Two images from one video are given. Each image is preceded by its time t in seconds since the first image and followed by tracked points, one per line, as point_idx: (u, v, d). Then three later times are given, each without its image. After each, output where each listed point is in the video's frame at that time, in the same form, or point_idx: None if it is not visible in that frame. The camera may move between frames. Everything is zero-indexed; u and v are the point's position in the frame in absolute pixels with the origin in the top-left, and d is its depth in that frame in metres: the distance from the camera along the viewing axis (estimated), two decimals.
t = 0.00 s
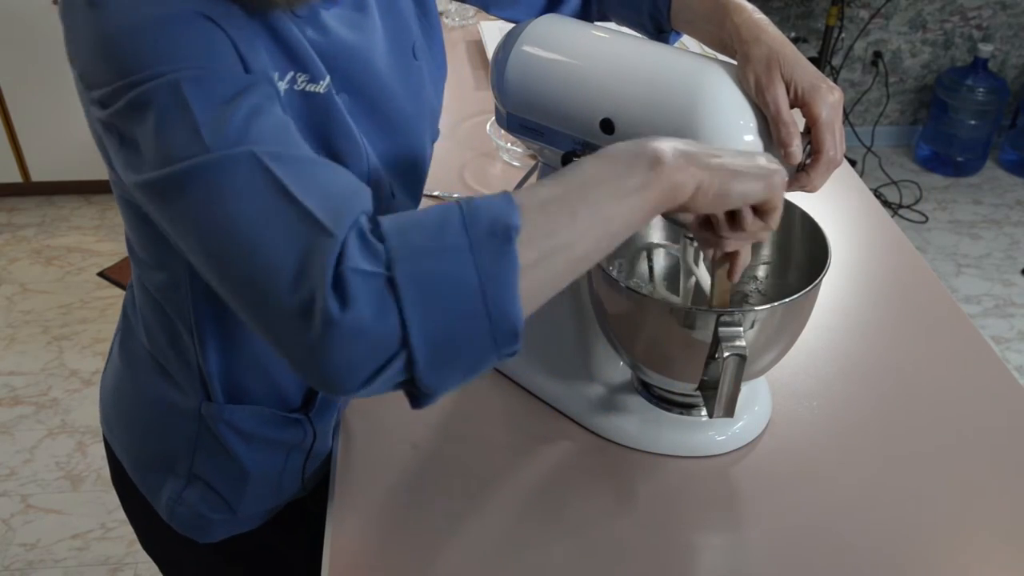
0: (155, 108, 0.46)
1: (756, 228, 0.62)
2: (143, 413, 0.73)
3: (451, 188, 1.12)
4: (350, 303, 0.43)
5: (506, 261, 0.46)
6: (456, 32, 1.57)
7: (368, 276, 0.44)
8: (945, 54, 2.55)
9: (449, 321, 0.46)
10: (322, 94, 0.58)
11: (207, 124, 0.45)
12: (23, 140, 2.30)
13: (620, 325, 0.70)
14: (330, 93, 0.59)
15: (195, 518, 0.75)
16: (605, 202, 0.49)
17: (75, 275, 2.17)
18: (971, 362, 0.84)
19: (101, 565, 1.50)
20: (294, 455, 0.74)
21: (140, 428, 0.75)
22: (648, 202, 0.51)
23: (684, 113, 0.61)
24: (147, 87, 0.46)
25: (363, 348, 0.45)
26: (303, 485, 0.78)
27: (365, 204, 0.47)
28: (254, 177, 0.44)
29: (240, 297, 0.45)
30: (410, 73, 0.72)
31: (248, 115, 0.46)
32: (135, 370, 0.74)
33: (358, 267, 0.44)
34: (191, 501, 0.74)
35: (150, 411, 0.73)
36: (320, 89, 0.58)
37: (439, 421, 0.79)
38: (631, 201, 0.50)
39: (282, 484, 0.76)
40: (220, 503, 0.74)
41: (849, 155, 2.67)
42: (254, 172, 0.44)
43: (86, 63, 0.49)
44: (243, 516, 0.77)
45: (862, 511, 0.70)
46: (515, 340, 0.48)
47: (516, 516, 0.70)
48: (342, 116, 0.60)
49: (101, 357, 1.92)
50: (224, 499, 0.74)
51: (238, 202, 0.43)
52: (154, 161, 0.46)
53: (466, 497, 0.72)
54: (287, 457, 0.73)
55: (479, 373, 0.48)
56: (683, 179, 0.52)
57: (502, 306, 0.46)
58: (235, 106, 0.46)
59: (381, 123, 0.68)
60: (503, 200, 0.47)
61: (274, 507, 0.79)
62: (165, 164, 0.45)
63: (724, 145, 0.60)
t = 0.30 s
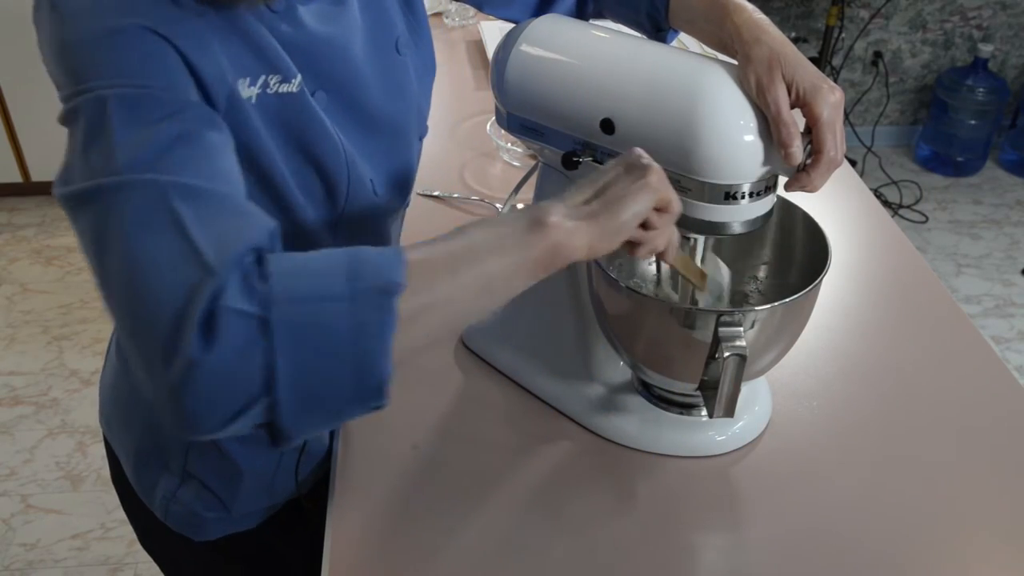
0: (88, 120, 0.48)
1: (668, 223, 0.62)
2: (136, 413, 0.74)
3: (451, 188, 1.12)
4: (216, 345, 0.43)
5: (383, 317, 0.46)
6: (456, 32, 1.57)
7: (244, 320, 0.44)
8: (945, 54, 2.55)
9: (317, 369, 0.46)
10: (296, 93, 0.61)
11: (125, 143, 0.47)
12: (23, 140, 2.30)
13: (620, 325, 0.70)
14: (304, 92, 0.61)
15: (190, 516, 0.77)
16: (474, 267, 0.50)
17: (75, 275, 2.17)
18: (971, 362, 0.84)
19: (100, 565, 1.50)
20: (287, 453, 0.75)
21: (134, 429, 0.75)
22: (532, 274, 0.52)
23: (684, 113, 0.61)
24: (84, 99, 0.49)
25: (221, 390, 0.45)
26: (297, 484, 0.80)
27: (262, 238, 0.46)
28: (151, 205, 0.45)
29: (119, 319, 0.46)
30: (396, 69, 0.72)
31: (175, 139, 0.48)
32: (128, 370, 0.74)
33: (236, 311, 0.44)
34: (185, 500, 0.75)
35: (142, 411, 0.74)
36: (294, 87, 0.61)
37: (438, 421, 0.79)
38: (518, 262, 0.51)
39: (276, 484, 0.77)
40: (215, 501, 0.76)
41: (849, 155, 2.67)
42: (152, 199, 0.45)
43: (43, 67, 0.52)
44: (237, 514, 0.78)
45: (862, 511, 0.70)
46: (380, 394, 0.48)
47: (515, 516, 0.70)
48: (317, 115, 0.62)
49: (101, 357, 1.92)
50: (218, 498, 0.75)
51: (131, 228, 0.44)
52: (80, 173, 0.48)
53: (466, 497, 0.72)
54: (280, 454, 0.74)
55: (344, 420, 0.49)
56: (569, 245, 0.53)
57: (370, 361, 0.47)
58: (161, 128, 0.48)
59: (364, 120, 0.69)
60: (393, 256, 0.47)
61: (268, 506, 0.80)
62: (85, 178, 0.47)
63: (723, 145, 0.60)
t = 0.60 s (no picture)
0: (40, 103, 0.48)
1: (629, 197, 0.61)
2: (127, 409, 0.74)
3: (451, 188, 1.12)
4: (130, 330, 0.42)
5: (306, 291, 0.45)
6: (456, 32, 1.57)
7: (160, 301, 0.43)
8: (945, 54, 2.55)
9: (240, 348, 0.45)
10: (270, 86, 0.61)
11: (68, 129, 0.46)
12: (23, 139, 2.30)
13: (620, 324, 0.70)
14: (278, 85, 0.61)
15: (180, 513, 0.77)
16: (408, 234, 0.47)
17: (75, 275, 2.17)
18: (971, 362, 0.84)
19: (100, 565, 1.50)
20: (277, 450, 0.75)
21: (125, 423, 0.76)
22: (475, 238, 0.50)
23: (684, 114, 0.61)
24: (35, 84, 0.49)
25: (144, 377, 0.44)
26: (289, 483, 0.80)
27: (188, 220, 0.45)
28: (86, 191, 0.44)
29: (55, 304, 0.46)
30: (377, 66, 0.71)
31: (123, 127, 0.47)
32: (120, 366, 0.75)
33: (150, 291, 0.43)
34: (176, 496, 0.76)
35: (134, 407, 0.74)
36: (268, 81, 0.60)
37: (438, 421, 0.79)
38: (459, 231, 0.49)
39: (266, 481, 0.77)
40: (206, 498, 0.76)
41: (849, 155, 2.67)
42: (87, 186, 0.44)
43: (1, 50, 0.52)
44: (228, 511, 0.78)
45: (862, 510, 0.70)
46: (311, 372, 0.47)
47: (515, 516, 0.70)
48: (292, 109, 0.62)
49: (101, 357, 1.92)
50: (209, 495, 0.76)
51: (62, 213, 0.44)
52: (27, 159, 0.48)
53: (466, 497, 0.72)
54: (269, 451, 0.75)
55: (279, 401, 0.48)
56: (515, 208, 0.51)
57: (296, 337, 0.45)
58: (108, 114, 0.47)
59: (348, 117, 0.69)
60: (318, 229, 0.46)
61: (259, 504, 0.80)
62: (31, 162, 0.47)
63: (723, 145, 0.61)
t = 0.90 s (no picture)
0: (63, 104, 0.48)
1: (652, 221, 0.61)
2: (127, 407, 0.75)
3: (451, 188, 1.12)
4: (207, 315, 0.43)
5: (373, 291, 0.46)
6: (456, 32, 1.57)
7: (234, 292, 0.44)
8: (945, 54, 2.55)
9: (309, 340, 0.45)
10: (259, 81, 0.61)
11: (98, 123, 0.46)
12: (23, 139, 2.30)
13: (620, 324, 0.70)
14: (267, 80, 0.61)
15: (180, 512, 0.77)
16: (455, 248, 0.49)
17: (75, 275, 2.17)
18: (971, 362, 0.84)
19: (100, 565, 1.50)
20: (275, 450, 0.75)
21: (125, 421, 0.76)
22: (515, 255, 0.51)
23: (683, 114, 0.61)
24: (55, 84, 0.49)
25: (214, 360, 0.44)
26: (288, 482, 0.80)
27: (245, 216, 0.46)
28: (134, 181, 0.44)
29: (106, 293, 0.45)
30: (371, 62, 0.71)
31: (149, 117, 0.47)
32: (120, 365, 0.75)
33: (227, 282, 0.43)
34: (175, 495, 0.76)
35: (133, 406, 0.74)
36: (256, 77, 0.61)
37: (438, 421, 0.79)
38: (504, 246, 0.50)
39: (265, 481, 0.77)
40: (205, 497, 0.76)
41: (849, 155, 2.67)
42: (134, 176, 0.44)
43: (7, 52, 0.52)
44: (227, 510, 0.78)
45: (862, 510, 0.70)
46: (369, 367, 0.48)
47: (516, 516, 0.70)
48: (282, 103, 0.62)
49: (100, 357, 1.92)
50: (208, 493, 0.76)
51: (112, 203, 0.44)
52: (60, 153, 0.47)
53: (466, 497, 0.72)
54: (268, 451, 0.75)
55: (333, 394, 0.48)
56: (548, 228, 0.52)
57: (361, 333, 0.46)
58: (133, 107, 0.47)
59: (342, 114, 0.69)
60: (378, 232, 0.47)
61: (259, 503, 0.80)
62: (64, 160, 0.46)
63: (722, 145, 0.61)
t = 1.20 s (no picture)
0: (22, 68, 0.49)
1: (598, 181, 0.60)
2: (128, 403, 0.75)
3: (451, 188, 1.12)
4: (96, 273, 0.42)
5: (279, 249, 0.45)
6: (456, 32, 1.57)
7: (127, 249, 0.43)
8: (945, 54, 2.55)
9: (209, 300, 0.44)
10: (263, 74, 0.61)
11: (52, 89, 0.47)
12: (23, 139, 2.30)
13: (620, 325, 0.70)
14: (271, 72, 0.61)
15: (179, 510, 0.77)
16: (384, 202, 0.47)
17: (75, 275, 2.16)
18: (971, 362, 0.84)
19: (100, 565, 1.50)
20: (273, 448, 0.75)
21: (126, 418, 0.76)
22: (449, 208, 0.50)
23: (683, 113, 0.61)
24: (22, 48, 0.49)
25: (108, 323, 0.43)
26: (287, 482, 0.80)
27: (162, 179, 0.45)
28: (64, 142, 0.45)
29: (21, 256, 0.45)
30: (371, 59, 0.71)
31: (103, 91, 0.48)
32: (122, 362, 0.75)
33: (117, 238, 0.42)
34: (174, 493, 0.76)
35: (134, 402, 0.74)
36: (261, 68, 0.61)
37: (438, 421, 0.79)
38: (432, 198, 0.49)
39: (264, 479, 0.77)
40: (204, 495, 0.76)
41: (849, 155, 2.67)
42: (65, 138, 0.45)
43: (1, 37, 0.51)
44: (226, 509, 0.78)
45: (862, 510, 0.70)
46: (278, 329, 0.46)
47: (515, 516, 0.70)
48: (284, 97, 0.62)
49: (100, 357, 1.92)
50: (207, 491, 0.76)
51: (39, 162, 0.45)
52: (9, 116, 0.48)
53: (465, 497, 0.72)
54: (266, 449, 0.75)
55: (245, 360, 0.47)
56: (486, 181, 0.52)
57: (266, 294, 0.45)
58: (91, 79, 0.48)
59: (342, 112, 0.69)
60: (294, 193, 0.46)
61: (258, 502, 0.80)
62: (14, 117, 0.47)
63: (722, 144, 0.60)
